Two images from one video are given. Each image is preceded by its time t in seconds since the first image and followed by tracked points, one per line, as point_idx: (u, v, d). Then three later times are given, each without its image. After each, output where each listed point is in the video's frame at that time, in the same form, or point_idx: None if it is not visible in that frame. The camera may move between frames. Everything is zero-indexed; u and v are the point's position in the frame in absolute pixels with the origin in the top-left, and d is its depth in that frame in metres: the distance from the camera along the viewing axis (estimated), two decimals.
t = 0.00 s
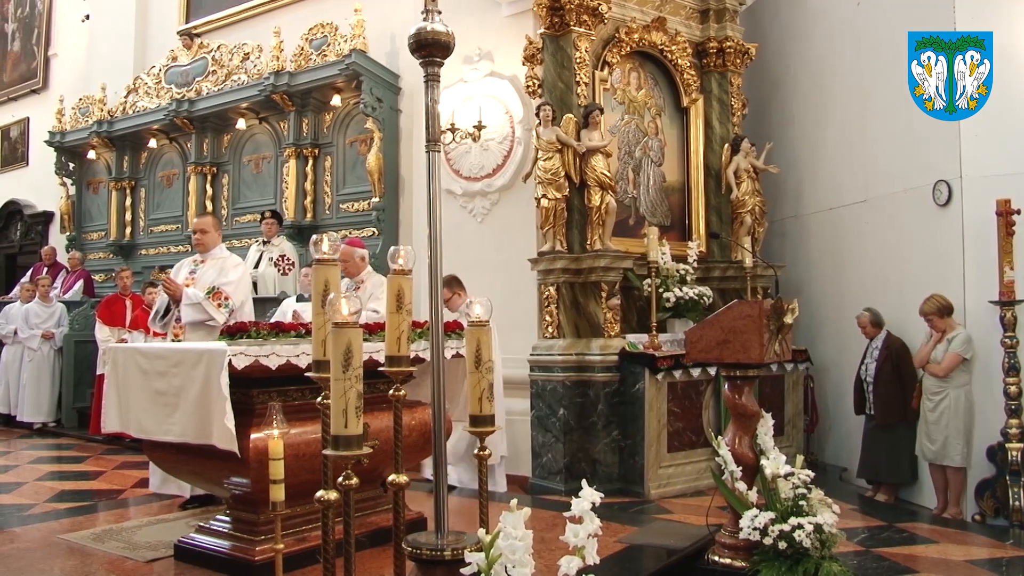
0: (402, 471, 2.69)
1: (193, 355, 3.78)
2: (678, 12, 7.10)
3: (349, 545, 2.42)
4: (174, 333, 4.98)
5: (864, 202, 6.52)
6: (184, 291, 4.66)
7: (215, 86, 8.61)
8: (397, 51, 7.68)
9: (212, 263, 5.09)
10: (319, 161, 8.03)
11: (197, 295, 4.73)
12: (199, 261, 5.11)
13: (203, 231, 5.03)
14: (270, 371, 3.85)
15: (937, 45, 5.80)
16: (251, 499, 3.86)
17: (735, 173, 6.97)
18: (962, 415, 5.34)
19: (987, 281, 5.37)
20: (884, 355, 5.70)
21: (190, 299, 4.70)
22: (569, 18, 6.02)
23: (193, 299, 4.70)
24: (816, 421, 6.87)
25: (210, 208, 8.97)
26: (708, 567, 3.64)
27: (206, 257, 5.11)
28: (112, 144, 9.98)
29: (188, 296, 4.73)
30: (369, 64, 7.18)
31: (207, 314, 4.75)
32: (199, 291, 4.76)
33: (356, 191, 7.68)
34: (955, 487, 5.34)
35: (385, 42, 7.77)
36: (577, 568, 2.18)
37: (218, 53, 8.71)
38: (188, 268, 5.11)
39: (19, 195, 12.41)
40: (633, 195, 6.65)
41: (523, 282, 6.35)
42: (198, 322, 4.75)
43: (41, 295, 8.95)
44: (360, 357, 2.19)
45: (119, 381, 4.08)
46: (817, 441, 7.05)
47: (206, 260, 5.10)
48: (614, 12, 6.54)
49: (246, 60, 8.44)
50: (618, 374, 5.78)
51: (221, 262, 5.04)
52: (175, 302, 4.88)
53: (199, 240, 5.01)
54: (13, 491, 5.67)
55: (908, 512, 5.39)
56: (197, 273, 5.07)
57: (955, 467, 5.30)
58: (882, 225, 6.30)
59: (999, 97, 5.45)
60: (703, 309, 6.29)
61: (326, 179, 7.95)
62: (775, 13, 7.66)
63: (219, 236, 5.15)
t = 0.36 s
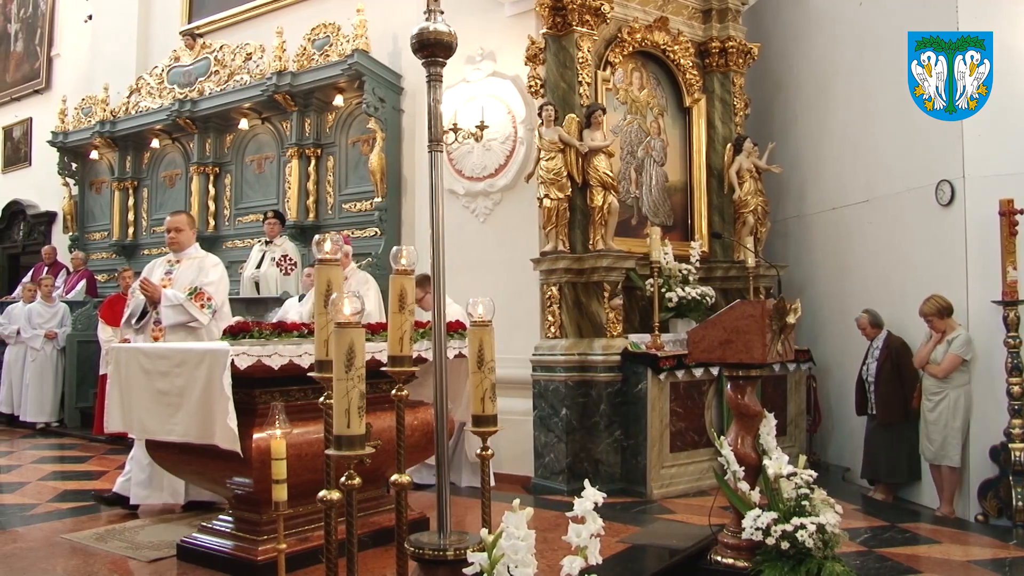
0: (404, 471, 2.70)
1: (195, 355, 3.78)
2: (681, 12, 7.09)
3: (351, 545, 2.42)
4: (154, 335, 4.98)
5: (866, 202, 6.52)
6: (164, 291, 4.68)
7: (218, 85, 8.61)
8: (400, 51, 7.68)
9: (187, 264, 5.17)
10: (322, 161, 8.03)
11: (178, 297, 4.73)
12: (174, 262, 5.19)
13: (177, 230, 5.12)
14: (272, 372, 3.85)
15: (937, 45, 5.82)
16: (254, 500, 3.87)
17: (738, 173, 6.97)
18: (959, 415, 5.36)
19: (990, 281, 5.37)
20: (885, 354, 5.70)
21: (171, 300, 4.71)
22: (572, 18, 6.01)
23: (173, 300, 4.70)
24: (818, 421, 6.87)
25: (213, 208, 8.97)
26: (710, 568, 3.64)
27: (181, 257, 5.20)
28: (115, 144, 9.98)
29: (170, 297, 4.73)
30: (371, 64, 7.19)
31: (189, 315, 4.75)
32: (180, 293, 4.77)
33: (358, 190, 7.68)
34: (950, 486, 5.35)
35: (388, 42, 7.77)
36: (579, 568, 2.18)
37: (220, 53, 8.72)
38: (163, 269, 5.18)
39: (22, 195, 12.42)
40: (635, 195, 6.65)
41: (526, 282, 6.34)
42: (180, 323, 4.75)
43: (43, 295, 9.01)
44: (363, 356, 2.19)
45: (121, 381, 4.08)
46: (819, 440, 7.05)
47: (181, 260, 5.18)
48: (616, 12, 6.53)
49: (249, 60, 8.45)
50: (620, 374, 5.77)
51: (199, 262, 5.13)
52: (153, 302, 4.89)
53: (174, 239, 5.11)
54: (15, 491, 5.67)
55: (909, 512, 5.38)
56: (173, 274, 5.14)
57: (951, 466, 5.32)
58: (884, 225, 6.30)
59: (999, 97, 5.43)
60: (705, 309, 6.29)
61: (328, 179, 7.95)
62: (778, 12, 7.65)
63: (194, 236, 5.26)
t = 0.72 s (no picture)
0: (411, 471, 2.71)
1: (202, 355, 3.78)
2: (687, 11, 7.08)
3: (358, 545, 2.43)
4: (123, 333, 4.96)
5: (873, 201, 6.51)
6: (141, 289, 4.78)
7: (224, 86, 8.62)
8: (405, 51, 7.68)
9: (159, 262, 5.15)
10: (328, 161, 8.03)
11: (154, 296, 4.84)
12: (144, 259, 5.14)
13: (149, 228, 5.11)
14: (278, 372, 3.86)
15: (936, 45, 5.88)
16: (260, 499, 3.88)
17: (744, 173, 7.00)
18: (968, 416, 5.32)
19: (997, 281, 5.34)
20: (895, 355, 5.68)
21: (146, 299, 4.81)
22: (577, 18, 6.01)
23: (149, 300, 4.81)
24: (825, 422, 6.85)
25: (219, 208, 8.98)
26: (717, 567, 3.64)
27: (151, 255, 5.16)
28: (121, 145, 9.99)
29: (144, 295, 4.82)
30: (377, 64, 7.20)
31: (165, 313, 4.86)
32: (156, 291, 4.87)
33: (365, 191, 7.68)
34: (958, 487, 5.34)
35: (394, 42, 7.77)
36: (585, 568, 2.17)
37: (226, 53, 8.73)
38: (132, 266, 5.12)
39: (29, 195, 12.45)
40: (642, 195, 6.64)
41: (532, 282, 6.33)
42: (155, 321, 4.83)
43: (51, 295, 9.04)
44: (369, 357, 2.19)
45: (129, 380, 4.08)
46: (826, 441, 7.04)
47: (152, 258, 5.14)
48: (622, 12, 6.53)
49: (255, 61, 8.46)
50: (626, 374, 5.76)
51: (173, 259, 5.13)
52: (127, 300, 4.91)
53: (144, 236, 5.09)
54: (23, 490, 5.69)
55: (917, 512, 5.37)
56: (144, 272, 5.10)
57: (960, 468, 5.30)
58: (891, 224, 6.28)
59: (998, 97, 5.42)
60: (712, 308, 6.28)
61: (334, 179, 7.95)
62: (784, 11, 7.63)
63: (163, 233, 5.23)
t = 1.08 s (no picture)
0: (420, 471, 2.72)
1: (211, 355, 3.79)
2: (695, 11, 7.09)
3: (368, 545, 2.44)
4: (116, 336, 4.92)
5: (882, 200, 6.49)
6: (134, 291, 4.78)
7: (233, 86, 8.64)
8: (414, 51, 7.68)
9: (147, 262, 5.03)
10: (337, 161, 8.04)
11: (149, 299, 4.85)
12: (131, 259, 5.01)
13: (136, 226, 4.96)
14: (288, 372, 3.87)
15: (936, 45, 5.94)
16: (269, 499, 3.89)
17: (753, 172, 6.95)
18: (980, 418, 5.29)
19: (1008, 280, 5.31)
20: (909, 356, 5.66)
21: (141, 301, 4.82)
22: (586, 17, 6.00)
23: (144, 303, 4.83)
24: (834, 421, 6.83)
25: (228, 208, 9.00)
26: (726, 568, 3.63)
27: (137, 254, 5.03)
28: (131, 145, 10.02)
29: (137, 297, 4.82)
30: (385, 64, 7.21)
31: (160, 316, 4.89)
32: (152, 294, 4.88)
33: (373, 191, 7.69)
34: (969, 487, 5.32)
35: (402, 42, 7.78)
36: (594, 568, 2.18)
37: (235, 54, 8.76)
38: (119, 266, 5.00)
39: (40, 195, 12.49)
40: (650, 194, 6.63)
41: (541, 282, 6.33)
42: (150, 324, 4.87)
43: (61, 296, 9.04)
44: (378, 356, 2.19)
45: (139, 380, 4.10)
46: (836, 440, 7.02)
47: (139, 258, 5.02)
48: (630, 12, 6.52)
49: (264, 61, 8.48)
50: (634, 374, 5.75)
51: (161, 260, 5.05)
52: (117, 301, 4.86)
53: (131, 236, 4.94)
54: (34, 490, 5.71)
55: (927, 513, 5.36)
56: (132, 271, 4.99)
57: (972, 468, 5.27)
58: (901, 224, 6.27)
59: (999, 97, 5.40)
60: (720, 308, 6.27)
61: (343, 179, 7.96)
62: (793, 10, 7.61)
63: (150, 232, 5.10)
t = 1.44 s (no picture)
0: (428, 471, 2.73)
1: (220, 355, 3.79)
2: (704, 10, 7.06)
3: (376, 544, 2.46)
4: (112, 333, 4.73)
5: (892, 200, 6.47)
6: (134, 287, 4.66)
7: (241, 86, 8.66)
8: (422, 51, 7.69)
9: (144, 258, 4.90)
10: (345, 161, 8.05)
11: (149, 295, 4.72)
12: (129, 255, 4.88)
13: (133, 222, 4.84)
14: (297, 372, 3.88)
15: (937, 45, 6.01)
16: (277, 499, 3.91)
17: (762, 172, 6.93)
18: (992, 419, 5.25)
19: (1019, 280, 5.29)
20: (920, 355, 5.65)
21: (141, 297, 4.70)
22: (594, 17, 6.00)
23: (143, 299, 4.71)
24: (843, 421, 6.81)
25: (237, 208, 9.00)
26: (735, 568, 3.62)
27: (134, 251, 4.90)
28: (140, 146, 10.05)
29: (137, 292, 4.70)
30: (394, 65, 7.22)
31: (160, 312, 4.76)
32: (152, 290, 4.75)
33: (382, 191, 7.69)
34: (979, 487, 5.29)
35: (410, 42, 7.78)
36: (603, 568, 2.17)
37: (243, 55, 8.78)
38: (115, 262, 4.85)
39: (49, 196, 12.52)
40: (659, 194, 6.62)
41: (549, 281, 6.32)
42: (150, 320, 4.73)
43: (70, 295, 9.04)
44: (387, 356, 2.20)
45: (148, 380, 4.11)
46: (845, 440, 7.01)
47: (136, 254, 4.89)
48: (639, 11, 6.51)
49: (272, 61, 8.49)
50: (643, 374, 5.74)
51: (159, 256, 4.93)
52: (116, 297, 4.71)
53: (128, 231, 4.81)
54: (45, 489, 5.72)
55: (936, 513, 5.34)
56: (130, 268, 4.85)
57: (982, 469, 5.24)
58: (911, 224, 6.25)
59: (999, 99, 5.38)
60: (729, 308, 6.26)
61: (351, 179, 7.96)
62: (801, 10, 7.59)
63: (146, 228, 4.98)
